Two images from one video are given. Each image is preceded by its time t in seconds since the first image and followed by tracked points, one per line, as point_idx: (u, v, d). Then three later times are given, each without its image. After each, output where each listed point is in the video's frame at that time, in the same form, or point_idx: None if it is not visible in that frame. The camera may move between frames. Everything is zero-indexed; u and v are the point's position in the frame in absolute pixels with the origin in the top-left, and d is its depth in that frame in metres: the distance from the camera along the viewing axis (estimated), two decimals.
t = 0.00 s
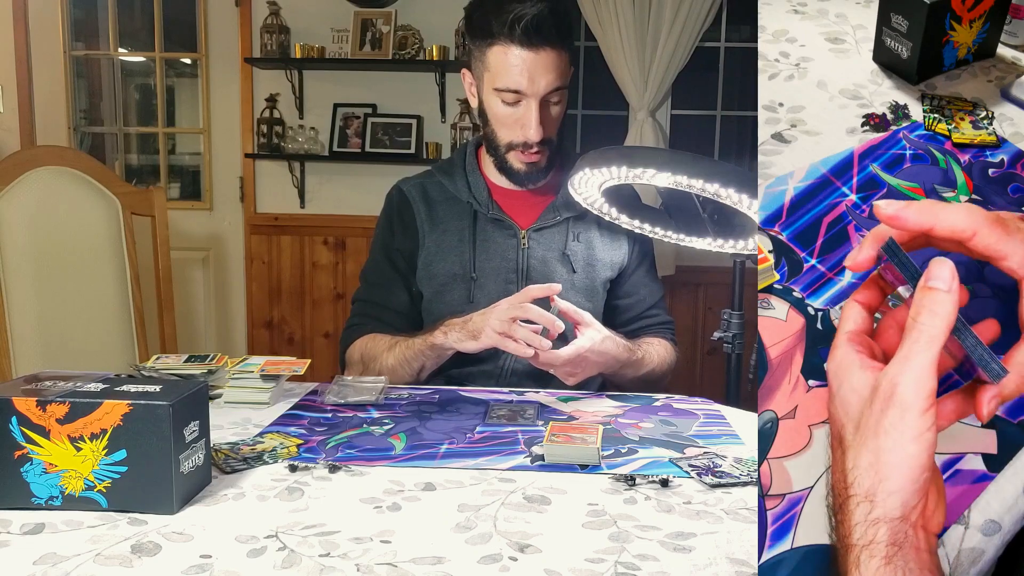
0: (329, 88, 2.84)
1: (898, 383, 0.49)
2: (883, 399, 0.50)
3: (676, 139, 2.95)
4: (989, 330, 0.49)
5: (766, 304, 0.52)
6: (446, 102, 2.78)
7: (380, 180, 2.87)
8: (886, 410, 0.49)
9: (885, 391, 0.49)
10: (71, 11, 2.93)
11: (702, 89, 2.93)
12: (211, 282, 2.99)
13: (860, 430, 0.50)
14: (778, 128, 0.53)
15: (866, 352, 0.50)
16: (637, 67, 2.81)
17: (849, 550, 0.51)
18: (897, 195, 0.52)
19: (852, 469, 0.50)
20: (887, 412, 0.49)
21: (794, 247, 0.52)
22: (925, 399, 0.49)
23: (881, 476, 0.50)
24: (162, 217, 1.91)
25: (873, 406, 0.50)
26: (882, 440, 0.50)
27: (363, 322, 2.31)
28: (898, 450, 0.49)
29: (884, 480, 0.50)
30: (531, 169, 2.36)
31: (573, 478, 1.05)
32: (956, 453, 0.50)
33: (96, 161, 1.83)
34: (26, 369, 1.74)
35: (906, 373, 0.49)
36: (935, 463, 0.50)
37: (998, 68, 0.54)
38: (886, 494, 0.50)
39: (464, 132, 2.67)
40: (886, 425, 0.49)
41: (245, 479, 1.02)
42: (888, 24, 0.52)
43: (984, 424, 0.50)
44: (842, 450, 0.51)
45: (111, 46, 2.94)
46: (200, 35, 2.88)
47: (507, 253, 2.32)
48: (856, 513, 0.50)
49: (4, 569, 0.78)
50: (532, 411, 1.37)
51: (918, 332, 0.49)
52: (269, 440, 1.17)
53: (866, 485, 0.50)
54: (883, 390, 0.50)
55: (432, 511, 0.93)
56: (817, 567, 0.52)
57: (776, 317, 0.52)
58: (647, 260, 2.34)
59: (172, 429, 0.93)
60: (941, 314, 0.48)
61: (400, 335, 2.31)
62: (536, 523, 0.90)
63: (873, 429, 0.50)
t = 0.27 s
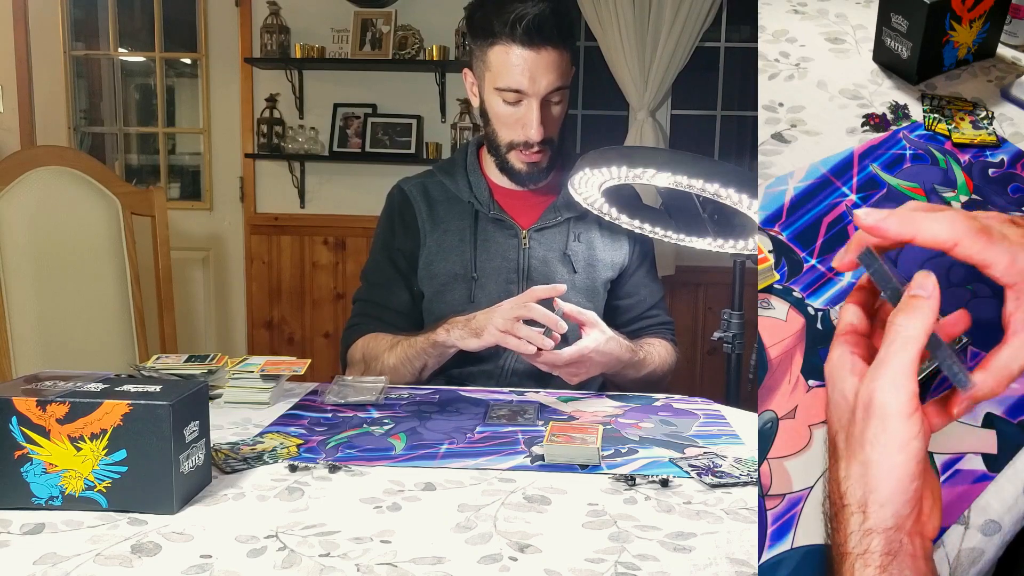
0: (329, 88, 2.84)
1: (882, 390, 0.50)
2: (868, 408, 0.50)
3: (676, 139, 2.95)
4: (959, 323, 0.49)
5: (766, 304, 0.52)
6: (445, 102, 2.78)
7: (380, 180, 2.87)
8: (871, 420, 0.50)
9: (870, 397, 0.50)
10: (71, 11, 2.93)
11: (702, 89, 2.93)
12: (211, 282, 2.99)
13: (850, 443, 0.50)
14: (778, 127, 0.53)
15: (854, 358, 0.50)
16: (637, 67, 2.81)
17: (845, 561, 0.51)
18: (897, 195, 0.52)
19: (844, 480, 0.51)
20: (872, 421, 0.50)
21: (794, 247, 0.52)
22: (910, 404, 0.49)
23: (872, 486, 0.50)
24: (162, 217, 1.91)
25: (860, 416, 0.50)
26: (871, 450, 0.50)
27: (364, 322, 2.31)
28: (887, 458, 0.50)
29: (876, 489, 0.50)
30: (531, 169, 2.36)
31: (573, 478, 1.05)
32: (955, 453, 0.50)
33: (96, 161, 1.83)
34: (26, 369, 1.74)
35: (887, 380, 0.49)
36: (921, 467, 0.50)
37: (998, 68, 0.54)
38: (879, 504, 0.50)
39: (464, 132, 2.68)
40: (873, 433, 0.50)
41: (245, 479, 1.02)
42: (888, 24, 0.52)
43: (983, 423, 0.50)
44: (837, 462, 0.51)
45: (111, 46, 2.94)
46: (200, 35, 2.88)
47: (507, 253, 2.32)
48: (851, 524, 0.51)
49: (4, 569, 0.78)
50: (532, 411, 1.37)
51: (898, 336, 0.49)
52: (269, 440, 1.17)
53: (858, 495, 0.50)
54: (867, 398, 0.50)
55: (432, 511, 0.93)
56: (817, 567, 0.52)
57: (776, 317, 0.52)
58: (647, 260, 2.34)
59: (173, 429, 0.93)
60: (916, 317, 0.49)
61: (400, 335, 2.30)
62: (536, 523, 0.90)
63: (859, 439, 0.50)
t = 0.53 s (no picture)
0: (329, 88, 2.84)
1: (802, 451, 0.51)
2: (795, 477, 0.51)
3: (676, 139, 2.95)
4: (906, 363, 0.50)
5: (766, 304, 0.52)
6: (445, 102, 2.78)
7: (380, 180, 2.87)
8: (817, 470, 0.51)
9: (793, 465, 0.51)
10: (71, 11, 2.93)
11: (702, 89, 2.93)
12: (211, 282, 2.99)
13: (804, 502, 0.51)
14: (778, 127, 0.53)
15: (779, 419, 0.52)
16: (637, 66, 2.81)
17: None
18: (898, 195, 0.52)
19: (799, 543, 0.51)
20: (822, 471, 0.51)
21: (794, 247, 0.52)
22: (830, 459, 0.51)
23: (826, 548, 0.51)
24: (162, 217, 1.91)
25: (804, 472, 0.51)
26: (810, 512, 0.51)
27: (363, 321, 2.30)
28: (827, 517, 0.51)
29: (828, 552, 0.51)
30: (527, 169, 2.36)
31: (573, 478, 1.05)
32: (955, 453, 0.51)
33: (96, 161, 1.83)
34: (26, 370, 1.74)
35: (803, 434, 0.51)
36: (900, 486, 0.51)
37: (998, 68, 0.54)
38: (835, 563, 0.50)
39: (464, 132, 2.68)
40: (806, 493, 0.51)
41: (245, 479, 1.02)
42: (888, 24, 0.52)
43: (983, 423, 0.51)
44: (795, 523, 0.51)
45: (111, 46, 2.94)
46: (200, 34, 2.88)
47: (509, 253, 2.32)
48: None
49: (4, 569, 0.78)
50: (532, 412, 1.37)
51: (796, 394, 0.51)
52: (269, 440, 1.17)
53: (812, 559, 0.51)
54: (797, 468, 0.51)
55: (432, 511, 0.93)
56: None
57: (776, 317, 0.51)
58: (649, 261, 2.34)
59: (173, 429, 0.93)
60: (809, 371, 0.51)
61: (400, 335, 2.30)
62: (536, 523, 0.90)
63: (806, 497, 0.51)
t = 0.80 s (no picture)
0: (329, 88, 2.84)
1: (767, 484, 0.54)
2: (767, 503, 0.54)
3: (676, 139, 2.95)
4: (892, 400, 0.51)
5: (766, 305, 0.52)
6: (446, 102, 2.78)
7: (380, 180, 2.87)
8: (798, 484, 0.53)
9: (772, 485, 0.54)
10: (71, 11, 2.93)
11: (702, 89, 2.93)
12: (211, 282, 2.99)
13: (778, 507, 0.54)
14: (778, 128, 0.53)
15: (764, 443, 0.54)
16: (637, 67, 2.81)
17: None
18: (898, 195, 0.52)
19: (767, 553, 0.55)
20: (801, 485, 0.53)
21: (794, 247, 0.52)
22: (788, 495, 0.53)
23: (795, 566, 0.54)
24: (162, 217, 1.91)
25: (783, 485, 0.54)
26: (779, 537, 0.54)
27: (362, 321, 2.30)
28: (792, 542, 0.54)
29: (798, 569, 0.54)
30: (529, 169, 2.34)
31: (573, 478, 1.05)
32: (955, 453, 0.51)
33: (96, 161, 1.83)
34: (26, 370, 1.74)
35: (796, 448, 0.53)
36: (895, 489, 0.52)
37: (998, 68, 0.54)
38: None
39: (465, 132, 2.68)
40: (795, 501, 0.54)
41: (245, 479, 1.02)
42: (888, 24, 0.52)
43: (983, 423, 0.51)
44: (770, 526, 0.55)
45: (111, 46, 2.94)
46: (200, 34, 2.88)
47: (510, 253, 2.33)
48: None
49: (4, 569, 0.78)
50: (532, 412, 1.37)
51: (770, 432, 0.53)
52: (269, 440, 1.17)
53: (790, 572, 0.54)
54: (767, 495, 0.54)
55: (432, 511, 0.93)
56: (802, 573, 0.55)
57: (776, 318, 0.51)
58: (652, 263, 2.34)
59: (173, 429, 0.93)
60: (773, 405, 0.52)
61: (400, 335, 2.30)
62: (536, 523, 0.90)
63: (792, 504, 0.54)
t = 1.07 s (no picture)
0: (329, 88, 2.84)
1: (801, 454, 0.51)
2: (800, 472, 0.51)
3: (677, 139, 2.95)
4: (932, 365, 0.50)
5: (766, 305, 0.52)
6: (446, 102, 2.78)
7: (380, 180, 2.87)
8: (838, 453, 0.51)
9: (800, 456, 0.51)
10: (71, 11, 2.93)
11: (702, 89, 2.93)
12: (211, 282, 2.99)
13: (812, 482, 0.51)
14: (778, 128, 0.53)
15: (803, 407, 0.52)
16: (637, 67, 2.81)
17: None
18: (898, 195, 0.52)
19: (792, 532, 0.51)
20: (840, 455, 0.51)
21: (794, 247, 0.52)
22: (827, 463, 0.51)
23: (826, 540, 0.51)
24: (162, 217, 1.91)
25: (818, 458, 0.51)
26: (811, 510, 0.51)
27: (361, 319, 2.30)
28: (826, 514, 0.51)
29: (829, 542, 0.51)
30: (530, 171, 2.36)
31: (573, 478, 1.05)
32: (955, 453, 0.51)
33: (96, 161, 1.83)
34: (26, 369, 1.74)
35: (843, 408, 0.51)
36: (896, 488, 0.51)
37: (999, 68, 0.54)
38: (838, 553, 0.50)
39: (465, 132, 2.68)
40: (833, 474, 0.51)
41: (245, 479, 1.02)
42: (888, 24, 0.52)
43: (984, 423, 0.50)
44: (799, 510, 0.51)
45: (111, 46, 2.94)
46: (200, 34, 2.88)
47: (508, 254, 2.33)
48: None
49: (4, 569, 0.78)
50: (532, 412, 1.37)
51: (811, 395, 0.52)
52: (269, 440, 1.17)
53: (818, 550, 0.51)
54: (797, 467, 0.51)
55: (432, 511, 0.93)
56: None
57: (773, 318, 0.52)
58: (651, 262, 2.34)
59: (172, 429, 0.93)
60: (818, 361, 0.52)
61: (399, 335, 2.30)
62: (536, 523, 0.90)
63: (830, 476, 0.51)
